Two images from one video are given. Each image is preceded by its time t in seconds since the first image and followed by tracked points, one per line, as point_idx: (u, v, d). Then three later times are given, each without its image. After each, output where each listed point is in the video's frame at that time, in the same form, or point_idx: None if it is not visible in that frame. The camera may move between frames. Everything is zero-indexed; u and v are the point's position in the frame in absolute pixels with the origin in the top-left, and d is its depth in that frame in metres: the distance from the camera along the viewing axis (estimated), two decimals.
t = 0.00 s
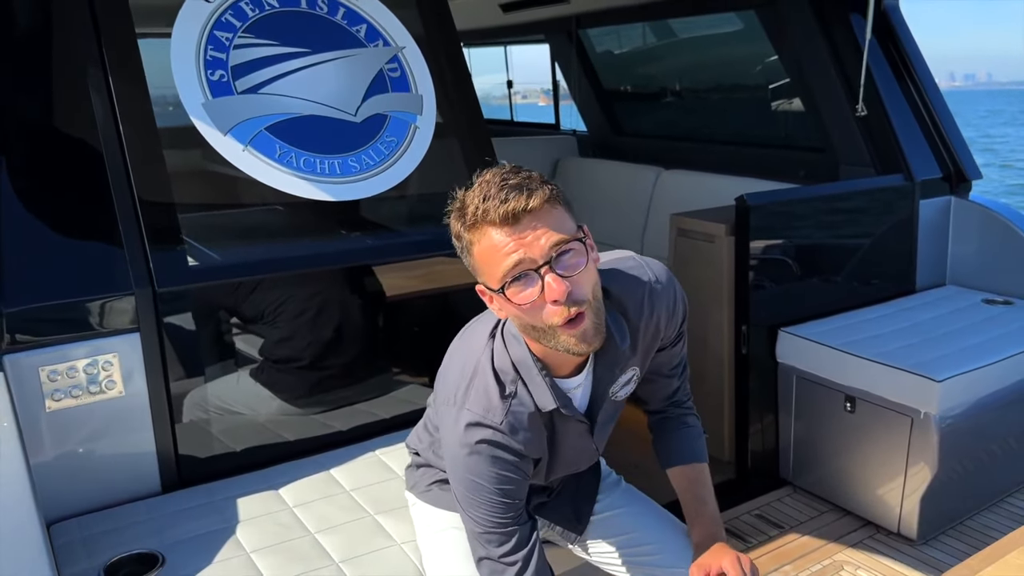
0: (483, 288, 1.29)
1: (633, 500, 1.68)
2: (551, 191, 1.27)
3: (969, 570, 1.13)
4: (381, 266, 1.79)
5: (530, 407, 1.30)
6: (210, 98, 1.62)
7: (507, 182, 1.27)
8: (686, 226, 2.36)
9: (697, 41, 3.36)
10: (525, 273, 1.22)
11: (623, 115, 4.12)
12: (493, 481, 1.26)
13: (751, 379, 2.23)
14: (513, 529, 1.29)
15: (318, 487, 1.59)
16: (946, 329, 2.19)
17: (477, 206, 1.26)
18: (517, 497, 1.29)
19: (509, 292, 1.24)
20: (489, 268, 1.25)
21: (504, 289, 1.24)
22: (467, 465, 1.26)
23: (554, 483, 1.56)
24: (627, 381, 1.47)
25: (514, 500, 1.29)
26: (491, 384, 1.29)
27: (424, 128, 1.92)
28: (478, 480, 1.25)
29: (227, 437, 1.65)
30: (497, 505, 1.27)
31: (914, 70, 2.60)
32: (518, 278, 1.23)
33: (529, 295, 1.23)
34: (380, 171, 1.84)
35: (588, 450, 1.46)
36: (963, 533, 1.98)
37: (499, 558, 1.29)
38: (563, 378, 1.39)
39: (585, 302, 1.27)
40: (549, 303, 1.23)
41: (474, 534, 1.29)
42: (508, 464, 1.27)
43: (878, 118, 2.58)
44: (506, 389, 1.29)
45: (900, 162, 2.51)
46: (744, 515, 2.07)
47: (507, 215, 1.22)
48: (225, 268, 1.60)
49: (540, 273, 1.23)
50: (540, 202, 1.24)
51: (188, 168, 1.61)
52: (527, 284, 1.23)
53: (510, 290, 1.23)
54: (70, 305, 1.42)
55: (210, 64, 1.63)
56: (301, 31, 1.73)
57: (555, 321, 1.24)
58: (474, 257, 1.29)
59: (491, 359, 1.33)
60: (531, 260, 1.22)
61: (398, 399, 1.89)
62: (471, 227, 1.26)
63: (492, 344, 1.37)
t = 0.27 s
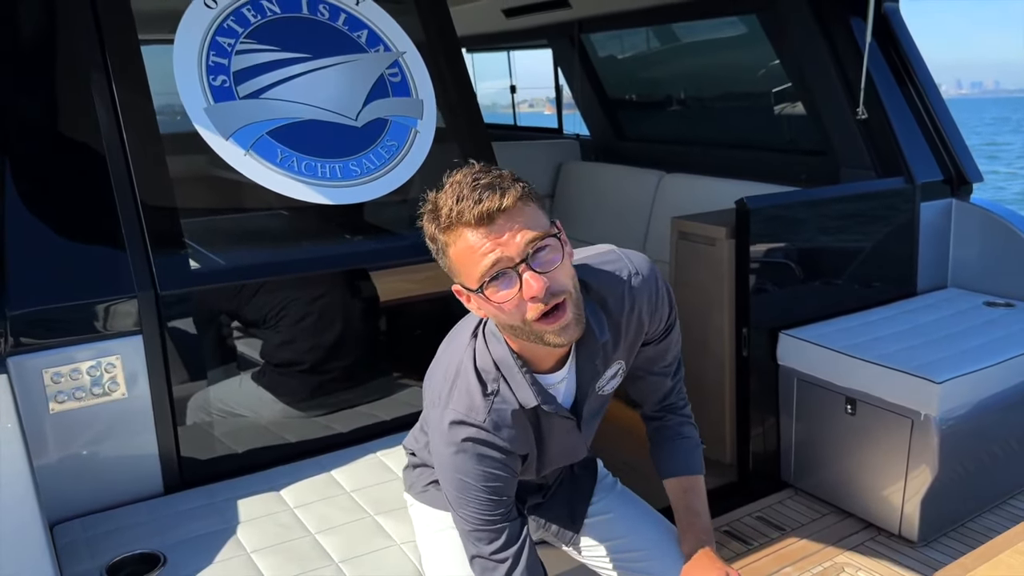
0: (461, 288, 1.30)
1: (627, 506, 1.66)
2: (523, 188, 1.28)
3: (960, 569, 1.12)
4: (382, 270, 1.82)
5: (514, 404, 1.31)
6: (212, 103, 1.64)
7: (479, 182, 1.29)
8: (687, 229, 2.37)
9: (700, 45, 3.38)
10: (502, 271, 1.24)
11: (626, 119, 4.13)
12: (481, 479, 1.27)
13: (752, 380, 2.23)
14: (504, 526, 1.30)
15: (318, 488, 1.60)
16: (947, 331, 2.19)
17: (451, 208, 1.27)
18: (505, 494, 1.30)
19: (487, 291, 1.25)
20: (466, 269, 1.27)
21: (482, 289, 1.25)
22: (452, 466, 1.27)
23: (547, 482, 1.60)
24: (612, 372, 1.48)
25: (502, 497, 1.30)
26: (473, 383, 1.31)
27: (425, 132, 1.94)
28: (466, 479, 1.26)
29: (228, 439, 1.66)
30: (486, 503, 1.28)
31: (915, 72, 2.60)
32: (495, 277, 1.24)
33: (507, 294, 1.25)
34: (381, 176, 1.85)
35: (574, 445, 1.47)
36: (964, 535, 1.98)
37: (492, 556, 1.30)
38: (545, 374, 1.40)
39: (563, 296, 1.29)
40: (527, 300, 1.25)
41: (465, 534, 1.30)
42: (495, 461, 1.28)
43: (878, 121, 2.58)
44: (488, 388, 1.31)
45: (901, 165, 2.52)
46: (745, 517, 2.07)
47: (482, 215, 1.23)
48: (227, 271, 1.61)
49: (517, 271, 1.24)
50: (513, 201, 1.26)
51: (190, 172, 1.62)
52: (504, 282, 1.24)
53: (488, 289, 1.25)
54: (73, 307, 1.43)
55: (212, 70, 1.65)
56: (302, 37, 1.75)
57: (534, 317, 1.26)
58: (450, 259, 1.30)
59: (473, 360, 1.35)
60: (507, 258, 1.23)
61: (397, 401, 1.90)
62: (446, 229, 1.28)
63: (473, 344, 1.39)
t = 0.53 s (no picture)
0: (440, 226, 1.37)
1: (623, 511, 1.63)
2: (508, 140, 1.36)
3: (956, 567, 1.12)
4: (383, 274, 1.83)
5: (476, 349, 1.37)
6: (216, 109, 1.67)
7: (468, 129, 1.37)
8: (688, 232, 2.38)
9: (702, 50, 3.40)
10: (480, 211, 1.31)
11: (628, 123, 4.15)
12: (439, 415, 1.33)
13: (754, 382, 2.23)
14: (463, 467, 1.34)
15: (321, 489, 1.61)
16: (949, 333, 2.19)
17: (439, 147, 1.35)
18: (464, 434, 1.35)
19: (464, 228, 1.32)
20: (446, 206, 1.34)
21: (460, 226, 1.32)
22: (411, 401, 1.34)
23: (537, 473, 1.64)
24: (582, 344, 1.51)
25: (460, 437, 1.35)
26: (439, 329, 1.39)
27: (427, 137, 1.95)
28: (423, 413, 1.33)
29: (232, 441, 1.67)
30: (444, 439, 1.33)
31: (916, 75, 2.61)
32: (473, 214, 1.31)
33: (481, 231, 1.32)
34: (383, 180, 1.87)
35: (547, 412, 1.50)
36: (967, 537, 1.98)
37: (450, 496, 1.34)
38: (512, 329, 1.47)
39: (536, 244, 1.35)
40: (501, 240, 1.32)
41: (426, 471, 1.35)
42: (453, 398, 1.34)
43: (879, 124, 2.59)
44: (452, 335, 1.38)
45: (902, 167, 2.52)
46: (747, 519, 2.07)
47: (468, 155, 1.31)
48: (231, 276, 1.63)
49: (494, 212, 1.31)
50: (499, 147, 1.34)
51: (195, 178, 1.64)
52: (481, 220, 1.31)
53: (465, 226, 1.32)
54: (79, 311, 1.45)
55: (216, 77, 1.67)
56: (305, 43, 1.77)
57: (506, 258, 1.32)
58: (432, 198, 1.38)
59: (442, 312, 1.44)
60: (486, 196, 1.31)
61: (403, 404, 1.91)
62: (432, 166, 1.35)
63: (446, 300, 1.48)
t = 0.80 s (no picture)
0: (461, 172, 1.39)
1: (623, 515, 1.55)
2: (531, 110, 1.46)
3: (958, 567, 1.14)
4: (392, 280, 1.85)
5: (437, 293, 1.42)
6: (226, 119, 1.70)
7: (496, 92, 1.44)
8: (691, 238, 2.40)
9: (706, 57, 3.43)
10: (513, 164, 1.37)
11: (632, 131, 4.18)
12: (391, 342, 1.37)
13: (759, 387, 2.23)
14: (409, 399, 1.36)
15: (330, 493, 1.63)
16: (952, 338, 2.21)
17: (476, 98, 1.39)
18: (414, 369, 1.38)
19: (496, 176, 1.37)
20: (472, 150, 1.37)
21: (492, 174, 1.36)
22: (372, 328, 1.41)
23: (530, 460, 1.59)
24: (550, 317, 1.52)
25: (411, 370, 1.38)
26: (411, 274, 1.46)
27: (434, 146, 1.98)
28: (378, 339, 1.38)
29: (242, 446, 1.70)
30: (392, 364, 1.37)
31: (918, 83, 2.64)
32: (507, 166, 1.37)
33: (506, 181, 1.37)
34: (390, 188, 1.90)
35: (510, 381, 1.50)
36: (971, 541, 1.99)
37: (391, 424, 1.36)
38: (480, 283, 1.49)
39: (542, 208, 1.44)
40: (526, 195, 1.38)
41: (373, 395, 1.39)
42: (406, 331, 1.38)
43: (882, 131, 2.61)
44: (421, 278, 1.45)
45: (905, 173, 2.54)
46: (752, 524, 2.09)
47: (506, 110, 1.38)
48: (241, 283, 1.66)
49: (523, 168, 1.38)
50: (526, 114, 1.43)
51: (205, 186, 1.67)
52: (512, 173, 1.37)
53: (497, 175, 1.36)
54: (93, 318, 1.47)
55: (227, 87, 1.71)
56: (314, 54, 1.81)
57: (526, 213, 1.38)
58: (452, 143, 1.39)
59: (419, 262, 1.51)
60: (516, 151, 1.37)
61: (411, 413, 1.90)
62: (466, 115, 1.38)
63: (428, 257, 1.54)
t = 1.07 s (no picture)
0: (496, 180, 1.48)
1: (627, 517, 1.54)
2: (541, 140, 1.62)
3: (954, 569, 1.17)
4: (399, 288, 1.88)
5: (423, 292, 1.48)
6: (239, 130, 1.74)
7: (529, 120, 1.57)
8: (694, 246, 2.43)
9: (709, 66, 3.46)
10: (541, 189, 1.51)
11: (636, 139, 4.21)
12: (377, 337, 1.44)
13: (761, 394, 2.26)
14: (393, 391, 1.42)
15: (340, 496, 1.66)
16: (953, 345, 2.23)
17: (525, 122, 1.51)
18: (400, 364, 1.43)
19: (529, 196, 1.49)
20: (509, 165, 1.48)
21: (527, 193, 1.49)
22: (361, 325, 1.47)
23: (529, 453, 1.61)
24: (536, 316, 1.58)
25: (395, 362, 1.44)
26: (399, 274, 1.53)
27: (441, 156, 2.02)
28: (365, 334, 1.45)
29: (253, 451, 1.73)
30: (377, 357, 1.43)
31: (919, 92, 2.67)
32: (538, 190, 1.51)
33: (533, 201, 1.50)
34: (398, 198, 1.94)
35: (495, 378, 1.54)
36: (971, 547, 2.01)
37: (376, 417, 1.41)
38: (470, 282, 1.57)
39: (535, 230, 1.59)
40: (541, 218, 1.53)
41: (359, 389, 1.45)
42: (391, 326, 1.45)
43: (883, 140, 2.64)
44: (409, 276, 1.51)
45: (906, 182, 2.57)
46: (755, 530, 2.11)
47: (541, 140, 1.52)
48: (253, 291, 1.69)
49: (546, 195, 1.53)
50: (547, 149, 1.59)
51: (218, 196, 1.71)
52: (540, 197, 1.51)
53: (530, 195, 1.49)
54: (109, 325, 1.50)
55: (239, 99, 1.75)
56: (324, 67, 1.85)
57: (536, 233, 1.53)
58: (492, 153, 1.48)
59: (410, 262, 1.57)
60: (543, 177, 1.52)
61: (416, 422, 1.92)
62: (517, 134, 1.49)
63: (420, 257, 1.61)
